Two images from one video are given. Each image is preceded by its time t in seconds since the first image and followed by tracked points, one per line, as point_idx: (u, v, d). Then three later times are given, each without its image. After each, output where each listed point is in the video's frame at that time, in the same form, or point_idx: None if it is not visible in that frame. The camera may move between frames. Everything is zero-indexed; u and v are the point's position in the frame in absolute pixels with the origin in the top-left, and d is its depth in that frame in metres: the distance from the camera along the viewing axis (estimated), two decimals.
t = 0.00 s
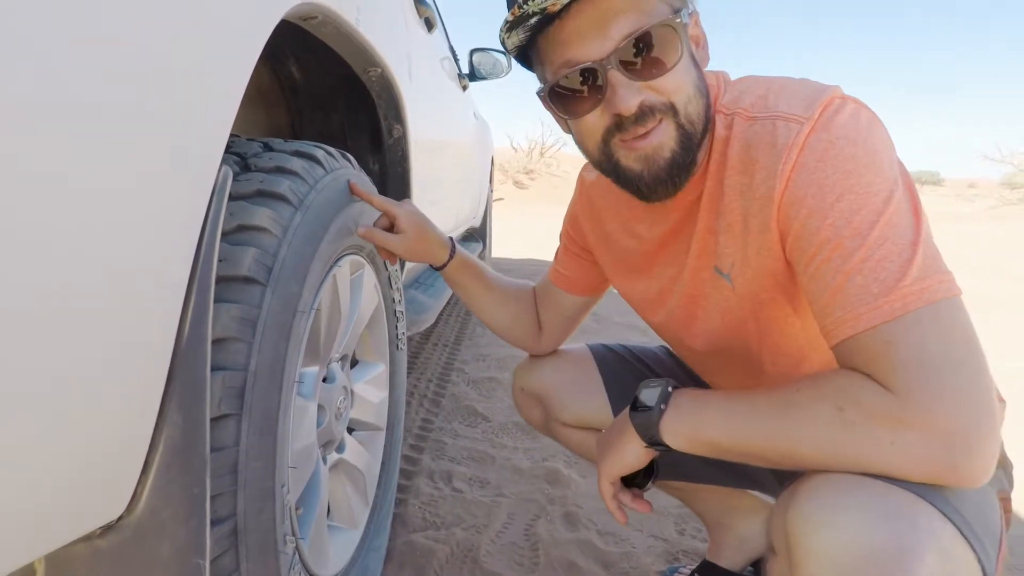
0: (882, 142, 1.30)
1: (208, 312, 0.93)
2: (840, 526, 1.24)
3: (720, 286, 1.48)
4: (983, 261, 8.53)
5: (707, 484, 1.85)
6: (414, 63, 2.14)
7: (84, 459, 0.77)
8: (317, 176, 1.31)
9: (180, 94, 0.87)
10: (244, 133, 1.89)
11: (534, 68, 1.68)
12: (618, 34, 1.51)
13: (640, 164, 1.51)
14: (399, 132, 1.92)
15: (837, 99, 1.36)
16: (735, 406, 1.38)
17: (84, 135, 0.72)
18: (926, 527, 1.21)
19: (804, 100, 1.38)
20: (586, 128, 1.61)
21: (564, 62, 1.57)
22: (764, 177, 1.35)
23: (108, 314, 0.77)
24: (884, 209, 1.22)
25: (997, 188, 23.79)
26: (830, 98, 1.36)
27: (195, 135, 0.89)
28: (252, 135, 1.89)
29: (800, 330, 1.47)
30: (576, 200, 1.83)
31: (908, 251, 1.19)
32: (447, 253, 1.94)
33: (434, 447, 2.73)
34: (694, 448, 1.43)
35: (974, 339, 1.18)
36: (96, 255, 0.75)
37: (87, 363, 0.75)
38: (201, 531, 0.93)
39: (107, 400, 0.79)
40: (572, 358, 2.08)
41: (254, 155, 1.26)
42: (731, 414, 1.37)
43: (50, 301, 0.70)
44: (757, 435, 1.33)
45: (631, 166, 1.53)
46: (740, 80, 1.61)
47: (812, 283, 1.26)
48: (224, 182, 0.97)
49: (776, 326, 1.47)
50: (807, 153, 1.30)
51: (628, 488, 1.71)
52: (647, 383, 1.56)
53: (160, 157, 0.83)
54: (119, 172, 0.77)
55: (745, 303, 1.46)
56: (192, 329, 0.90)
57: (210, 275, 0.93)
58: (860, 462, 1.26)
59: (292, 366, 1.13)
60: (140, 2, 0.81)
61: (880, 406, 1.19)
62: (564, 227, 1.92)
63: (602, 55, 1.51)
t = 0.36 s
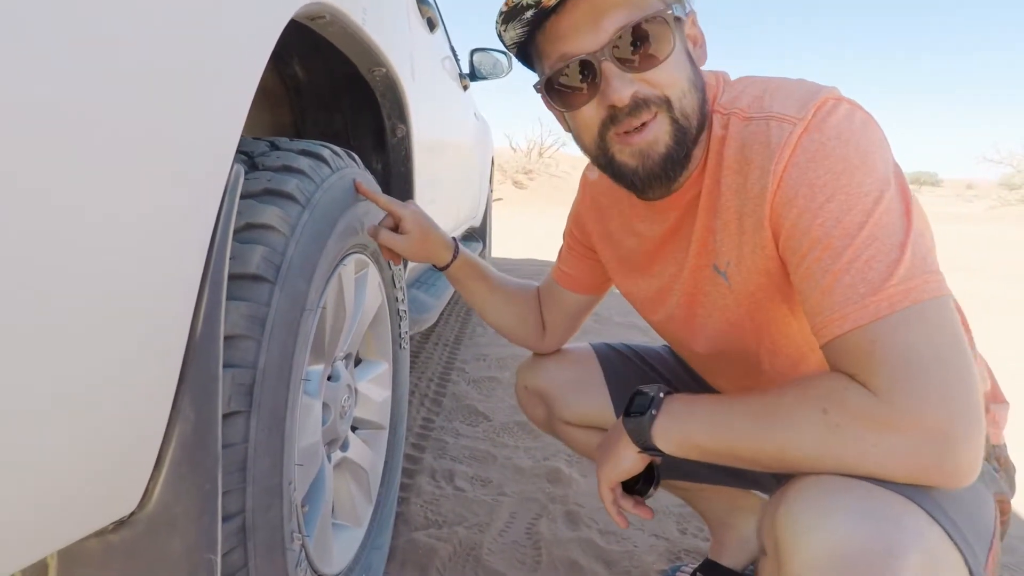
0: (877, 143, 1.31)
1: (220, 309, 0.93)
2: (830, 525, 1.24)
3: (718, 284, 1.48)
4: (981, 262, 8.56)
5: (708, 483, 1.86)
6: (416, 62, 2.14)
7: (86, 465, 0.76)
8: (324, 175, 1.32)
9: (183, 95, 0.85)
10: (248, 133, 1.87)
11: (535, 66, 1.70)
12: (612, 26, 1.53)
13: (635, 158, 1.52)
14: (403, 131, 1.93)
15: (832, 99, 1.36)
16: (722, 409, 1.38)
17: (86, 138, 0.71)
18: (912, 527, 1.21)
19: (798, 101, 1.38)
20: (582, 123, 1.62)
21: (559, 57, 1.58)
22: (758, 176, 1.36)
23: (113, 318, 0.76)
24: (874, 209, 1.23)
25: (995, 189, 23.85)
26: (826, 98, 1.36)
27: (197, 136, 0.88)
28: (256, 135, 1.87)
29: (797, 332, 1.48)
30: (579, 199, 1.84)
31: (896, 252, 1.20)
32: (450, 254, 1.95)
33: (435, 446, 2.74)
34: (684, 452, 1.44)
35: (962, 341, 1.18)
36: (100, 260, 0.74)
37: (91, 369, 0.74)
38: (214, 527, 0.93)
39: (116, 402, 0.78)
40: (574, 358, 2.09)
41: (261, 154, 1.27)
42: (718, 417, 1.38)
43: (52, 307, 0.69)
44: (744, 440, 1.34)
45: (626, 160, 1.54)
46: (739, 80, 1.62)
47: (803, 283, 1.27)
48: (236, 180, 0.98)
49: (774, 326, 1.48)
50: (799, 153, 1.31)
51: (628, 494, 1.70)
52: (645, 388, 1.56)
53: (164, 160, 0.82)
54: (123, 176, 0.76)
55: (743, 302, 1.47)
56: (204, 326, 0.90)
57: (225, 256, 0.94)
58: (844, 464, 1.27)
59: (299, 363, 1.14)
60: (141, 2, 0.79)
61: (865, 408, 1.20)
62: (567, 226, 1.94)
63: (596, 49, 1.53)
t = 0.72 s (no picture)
0: (880, 147, 1.30)
1: (230, 306, 0.94)
2: (814, 525, 1.25)
3: (721, 287, 1.48)
4: (980, 267, 8.58)
5: (710, 486, 1.86)
6: (421, 63, 2.14)
7: (83, 470, 0.75)
8: (329, 174, 1.32)
9: (184, 96, 0.83)
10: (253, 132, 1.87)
11: (541, 67, 1.70)
12: (618, 30, 1.52)
13: (638, 161, 1.53)
14: (408, 131, 1.93)
15: (836, 104, 1.36)
16: (713, 410, 1.39)
17: (82, 141, 0.69)
18: (893, 536, 1.21)
19: (803, 105, 1.39)
20: (586, 125, 1.62)
21: (564, 62, 1.58)
22: (759, 180, 1.36)
23: (111, 322, 0.75)
24: (873, 215, 1.23)
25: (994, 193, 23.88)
26: (831, 102, 1.36)
27: (199, 137, 0.86)
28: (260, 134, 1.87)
29: (798, 336, 1.47)
30: (589, 198, 1.85)
31: (893, 259, 1.19)
32: (456, 252, 1.96)
33: (436, 446, 2.74)
34: (674, 450, 1.44)
35: (956, 351, 1.18)
36: (97, 263, 0.72)
37: (88, 373, 0.73)
38: (221, 523, 0.93)
39: (117, 403, 0.78)
40: (580, 356, 2.08)
41: (268, 152, 1.27)
42: (708, 417, 1.38)
43: (48, 312, 0.68)
44: (733, 441, 1.34)
45: (629, 163, 1.55)
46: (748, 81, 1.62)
47: (800, 288, 1.28)
48: (246, 178, 0.98)
49: (775, 329, 1.48)
50: (800, 157, 1.31)
51: (620, 490, 1.68)
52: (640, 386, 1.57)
53: (163, 162, 0.80)
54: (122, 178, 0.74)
55: (745, 305, 1.47)
56: (213, 324, 0.91)
57: (235, 258, 0.95)
58: (830, 469, 1.27)
59: (305, 363, 1.14)
60: (142, 1, 0.77)
61: (852, 415, 1.20)
62: (577, 224, 1.95)
63: (602, 54, 1.52)
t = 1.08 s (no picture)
0: (894, 148, 1.30)
1: (236, 302, 0.94)
2: (820, 524, 1.25)
3: (731, 286, 1.49)
4: (979, 268, 8.59)
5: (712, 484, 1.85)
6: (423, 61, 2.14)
7: (82, 470, 0.75)
8: (333, 172, 1.32)
9: (184, 96, 0.83)
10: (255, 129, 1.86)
11: (555, 62, 1.70)
12: (633, 27, 1.52)
13: (649, 159, 1.53)
14: (410, 129, 1.93)
15: (851, 104, 1.36)
16: (721, 410, 1.39)
17: (81, 142, 0.69)
18: (901, 538, 1.21)
19: (819, 103, 1.39)
20: (599, 120, 1.63)
21: (579, 57, 1.58)
22: (773, 178, 1.36)
23: (111, 322, 0.75)
24: (887, 216, 1.23)
25: (994, 194, 23.89)
26: (846, 102, 1.36)
27: (200, 137, 0.86)
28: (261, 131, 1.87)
29: (808, 336, 1.46)
30: (600, 195, 1.86)
31: (906, 260, 1.19)
32: (463, 245, 1.97)
33: (437, 444, 2.74)
34: (682, 450, 1.44)
35: (967, 353, 1.18)
36: (97, 264, 0.72)
37: (87, 374, 0.73)
38: (226, 518, 0.94)
39: (118, 402, 0.77)
40: (586, 353, 2.08)
41: (271, 149, 1.27)
42: (716, 417, 1.38)
43: (49, 310, 0.67)
44: (739, 440, 1.34)
45: (639, 159, 1.55)
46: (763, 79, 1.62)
47: (812, 288, 1.28)
48: (253, 174, 0.99)
49: (785, 329, 1.47)
50: (814, 156, 1.31)
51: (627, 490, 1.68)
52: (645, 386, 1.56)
53: (164, 162, 0.80)
54: (122, 179, 0.74)
55: (754, 305, 1.47)
56: (219, 320, 0.91)
57: (241, 256, 0.95)
58: (838, 471, 1.27)
59: (308, 361, 1.13)
60: None
61: (860, 415, 1.20)
62: (588, 221, 1.95)
63: (617, 50, 1.53)
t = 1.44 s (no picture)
0: (905, 144, 1.30)
1: (237, 298, 0.94)
2: (836, 521, 1.24)
3: (737, 282, 1.48)
4: (978, 266, 8.59)
5: (712, 482, 1.85)
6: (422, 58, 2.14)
7: (83, 469, 0.75)
8: (334, 169, 1.32)
9: (182, 96, 0.82)
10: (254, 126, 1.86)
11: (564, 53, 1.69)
12: (644, 33, 1.49)
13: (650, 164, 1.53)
14: (410, 127, 1.92)
15: (861, 100, 1.36)
16: (729, 408, 1.38)
17: (77, 142, 0.68)
18: (917, 533, 1.21)
19: (828, 100, 1.39)
20: (604, 120, 1.61)
21: (589, 57, 1.57)
22: (783, 174, 1.36)
23: (109, 323, 0.74)
24: (899, 212, 1.23)
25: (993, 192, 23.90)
26: (856, 98, 1.37)
27: (198, 137, 0.85)
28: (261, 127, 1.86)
29: (815, 332, 1.47)
30: (602, 192, 1.85)
31: (921, 256, 1.19)
32: (463, 244, 1.96)
33: (437, 442, 2.74)
34: (690, 449, 1.42)
35: (981, 348, 1.18)
36: (95, 265, 0.72)
37: (87, 373, 0.73)
38: (228, 515, 0.93)
39: (118, 400, 0.77)
40: (587, 350, 2.08)
41: (272, 147, 1.26)
42: (725, 415, 1.37)
43: (49, 309, 0.67)
44: (749, 436, 1.33)
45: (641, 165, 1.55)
46: (770, 76, 1.62)
47: (824, 283, 1.27)
48: (253, 171, 0.98)
49: (791, 324, 1.47)
50: (826, 152, 1.31)
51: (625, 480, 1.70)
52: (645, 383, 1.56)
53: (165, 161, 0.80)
54: (120, 179, 0.74)
55: (761, 301, 1.46)
56: (220, 316, 0.91)
57: (241, 254, 0.94)
58: (852, 467, 1.26)
59: (309, 360, 1.13)
60: None
61: (878, 410, 1.20)
62: (589, 219, 1.95)
63: (626, 55, 1.50)
